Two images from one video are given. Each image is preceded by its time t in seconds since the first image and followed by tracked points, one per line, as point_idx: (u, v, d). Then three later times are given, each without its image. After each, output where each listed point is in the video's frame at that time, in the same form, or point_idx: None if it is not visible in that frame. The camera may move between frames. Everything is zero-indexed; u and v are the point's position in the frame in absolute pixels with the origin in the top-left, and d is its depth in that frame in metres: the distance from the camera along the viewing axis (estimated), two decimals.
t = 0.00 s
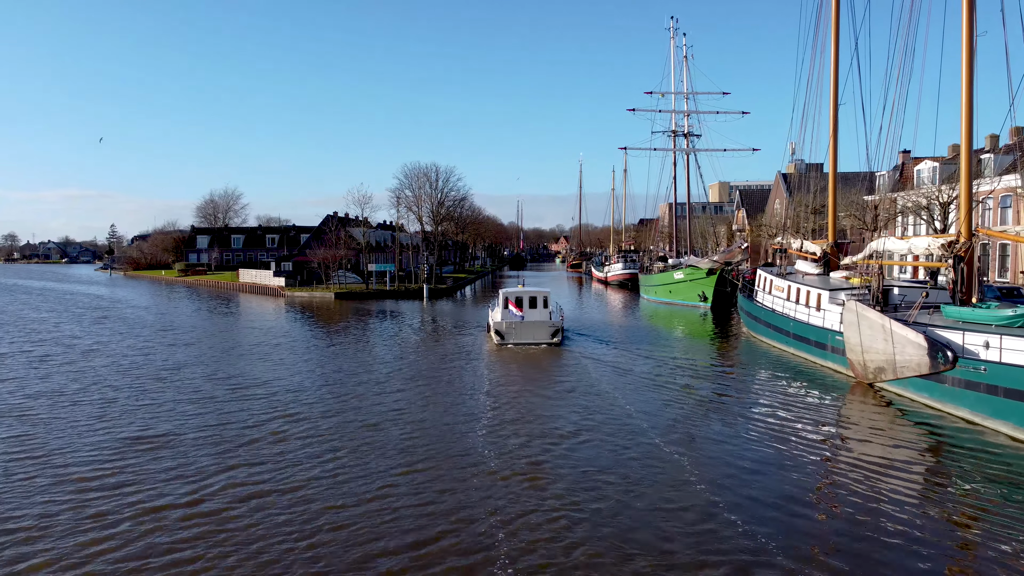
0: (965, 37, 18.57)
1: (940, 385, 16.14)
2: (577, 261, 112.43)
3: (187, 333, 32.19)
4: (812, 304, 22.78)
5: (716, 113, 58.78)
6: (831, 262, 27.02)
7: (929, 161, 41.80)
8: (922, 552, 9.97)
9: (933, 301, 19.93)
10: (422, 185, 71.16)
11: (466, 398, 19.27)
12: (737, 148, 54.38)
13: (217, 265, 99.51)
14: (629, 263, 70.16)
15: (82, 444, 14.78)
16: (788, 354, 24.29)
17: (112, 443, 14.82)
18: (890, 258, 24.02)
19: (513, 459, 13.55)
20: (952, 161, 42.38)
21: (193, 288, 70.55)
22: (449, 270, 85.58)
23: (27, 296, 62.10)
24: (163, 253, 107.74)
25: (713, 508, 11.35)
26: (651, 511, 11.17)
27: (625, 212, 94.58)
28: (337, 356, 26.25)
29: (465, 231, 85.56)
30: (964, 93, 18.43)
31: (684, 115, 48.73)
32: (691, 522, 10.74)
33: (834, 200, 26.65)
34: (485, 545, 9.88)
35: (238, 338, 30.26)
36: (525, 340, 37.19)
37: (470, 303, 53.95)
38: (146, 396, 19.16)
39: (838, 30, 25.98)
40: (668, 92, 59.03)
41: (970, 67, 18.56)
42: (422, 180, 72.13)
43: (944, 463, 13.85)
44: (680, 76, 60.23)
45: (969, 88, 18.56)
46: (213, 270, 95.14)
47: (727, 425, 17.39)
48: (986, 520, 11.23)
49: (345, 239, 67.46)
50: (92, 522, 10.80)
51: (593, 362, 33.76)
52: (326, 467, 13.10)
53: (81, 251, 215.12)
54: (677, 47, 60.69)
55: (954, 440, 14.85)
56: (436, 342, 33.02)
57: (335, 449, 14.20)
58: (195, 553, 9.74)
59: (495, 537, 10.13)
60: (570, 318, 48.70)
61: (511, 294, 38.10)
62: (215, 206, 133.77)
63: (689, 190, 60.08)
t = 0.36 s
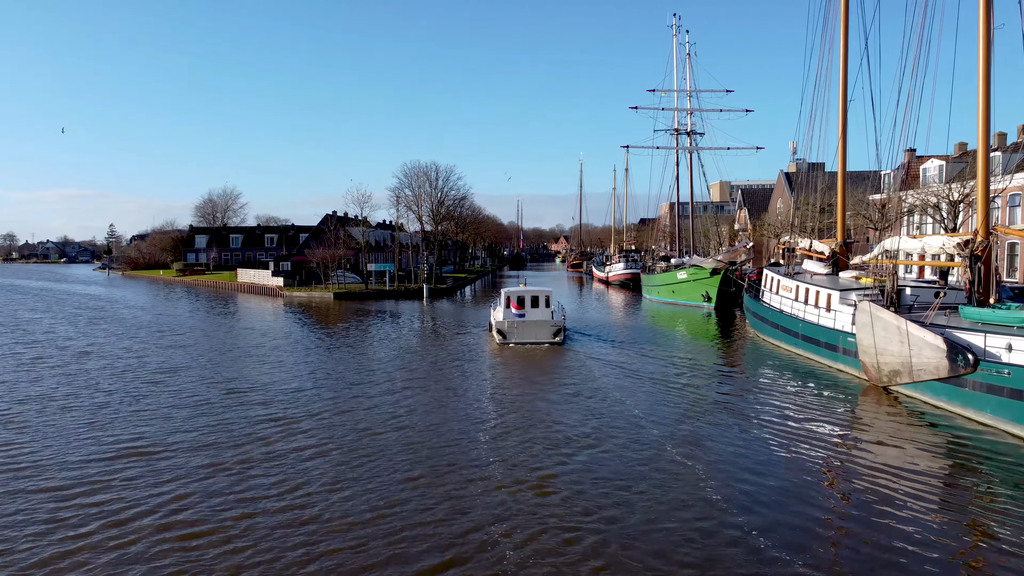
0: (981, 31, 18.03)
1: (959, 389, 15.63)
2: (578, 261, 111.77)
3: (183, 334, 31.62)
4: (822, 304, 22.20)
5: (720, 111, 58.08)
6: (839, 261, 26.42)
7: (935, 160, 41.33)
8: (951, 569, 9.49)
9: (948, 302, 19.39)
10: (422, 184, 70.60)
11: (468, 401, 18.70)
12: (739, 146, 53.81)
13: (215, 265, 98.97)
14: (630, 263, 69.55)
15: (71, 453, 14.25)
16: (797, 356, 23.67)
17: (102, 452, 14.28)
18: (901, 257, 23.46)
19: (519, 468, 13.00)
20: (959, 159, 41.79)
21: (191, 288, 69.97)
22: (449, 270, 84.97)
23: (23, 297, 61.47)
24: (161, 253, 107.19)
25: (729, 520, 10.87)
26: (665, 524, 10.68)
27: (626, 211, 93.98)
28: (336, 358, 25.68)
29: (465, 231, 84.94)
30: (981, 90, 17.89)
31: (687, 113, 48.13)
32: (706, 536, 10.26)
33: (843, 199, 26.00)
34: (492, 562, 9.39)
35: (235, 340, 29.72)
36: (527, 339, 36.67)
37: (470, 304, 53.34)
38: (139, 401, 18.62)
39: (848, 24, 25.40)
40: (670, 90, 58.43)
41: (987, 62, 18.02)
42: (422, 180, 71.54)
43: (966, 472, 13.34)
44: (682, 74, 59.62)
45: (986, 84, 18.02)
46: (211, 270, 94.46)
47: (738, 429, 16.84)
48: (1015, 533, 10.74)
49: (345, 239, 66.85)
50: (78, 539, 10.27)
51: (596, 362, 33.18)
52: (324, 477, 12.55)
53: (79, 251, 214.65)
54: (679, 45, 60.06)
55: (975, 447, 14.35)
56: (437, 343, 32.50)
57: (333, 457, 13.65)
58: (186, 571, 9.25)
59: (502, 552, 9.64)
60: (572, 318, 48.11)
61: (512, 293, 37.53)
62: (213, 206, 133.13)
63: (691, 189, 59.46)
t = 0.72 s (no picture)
0: (1000, 23, 17.49)
1: (982, 393, 15.10)
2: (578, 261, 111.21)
3: (180, 335, 31.09)
4: (833, 305, 21.65)
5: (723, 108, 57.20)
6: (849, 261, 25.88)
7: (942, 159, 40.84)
8: None
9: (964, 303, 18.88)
10: (422, 183, 70.17)
11: (472, 405, 18.12)
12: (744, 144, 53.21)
13: (213, 265, 98.49)
14: (632, 263, 69.05)
15: (61, 461, 13.68)
16: (808, 358, 23.08)
17: (94, 459, 13.72)
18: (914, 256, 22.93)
19: (528, 480, 12.42)
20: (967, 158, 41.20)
21: (190, 288, 69.46)
22: (449, 270, 84.45)
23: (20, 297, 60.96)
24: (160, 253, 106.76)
25: (748, 535, 10.36)
26: (682, 539, 10.16)
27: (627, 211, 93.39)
28: (335, 358, 25.15)
29: (465, 230, 84.44)
30: (1000, 84, 17.34)
31: (690, 111, 47.56)
32: (725, 553, 9.75)
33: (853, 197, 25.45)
34: None
35: (233, 340, 29.20)
36: (529, 338, 36.19)
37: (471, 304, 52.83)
38: (134, 405, 18.04)
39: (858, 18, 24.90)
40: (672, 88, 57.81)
41: (1006, 54, 17.49)
42: (422, 179, 70.99)
43: (992, 481, 12.81)
44: (684, 72, 58.88)
45: (1004, 78, 17.50)
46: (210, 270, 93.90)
47: (753, 435, 16.26)
48: None
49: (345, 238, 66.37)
50: (64, 556, 9.69)
51: (599, 362, 32.68)
52: (324, 489, 12.00)
53: (78, 251, 214.13)
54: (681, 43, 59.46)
55: (1000, 454, 13.82)
56: (439, 344, 32.01)
57: (334, 468, 13.08)
58: None
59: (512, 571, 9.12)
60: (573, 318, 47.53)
61: (514, 292, 37.04)
62: (212, 205, 132.65)
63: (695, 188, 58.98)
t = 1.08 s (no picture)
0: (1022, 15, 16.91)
1: (1007, 400, 14.62)
2: (579, 261, 110.72)
3: (178, 335, 30.58)
4: (846, 307, 21.10)
5: (726, 107, 56.58)
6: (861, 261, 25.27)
7: (949, 158, 40.20)
8: None
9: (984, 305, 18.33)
10: (422, 182, 69.63)
11: (477, 409, 17.57)
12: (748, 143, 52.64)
13: (212, 264, 97.94)
14: (634, 262, 68.52)
15: (53, 469, 13.16)
16: (819, 362, 22.52)
17: (88, 467, 13.22)
18: (928, 256, 22.37)
19: (539, 492, 11.90)
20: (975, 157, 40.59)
21: (190, 288, 69.02)
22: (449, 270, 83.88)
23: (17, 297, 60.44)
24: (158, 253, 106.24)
25: (774, 550, 9.88)
26: (705, 556, 9.68)
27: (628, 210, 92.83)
28: (335, 360, 24.65)
29: (466, 230, 83.88)
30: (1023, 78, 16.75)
31: (694, 109, 47.00)
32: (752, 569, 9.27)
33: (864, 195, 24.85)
34: None
35: (232, 342, 28.71)
36: (533, 338, 35.73)
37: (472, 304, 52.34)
38: (129, 410, 17.53)
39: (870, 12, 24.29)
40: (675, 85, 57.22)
41: None
42: (423, 178, 70.43)
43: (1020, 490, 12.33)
44: (687, 70, 58.29)
45: None
46: (209, 270, 93.43)
47: (768, 441, 15.74)
48: None
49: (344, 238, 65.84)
50: (55, 573, 9.19)
51: (604, 363, 32.16)
52: (326, 500, 11.49)
53: (77, 250, 214.36)
54: (684, 41, 58.84)
55: None
56: (441, 345, 31.51)
57: (337, 477, 12.58)
58: None
59: None
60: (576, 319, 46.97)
61: (518, 291, 36.58)
62: (211, 205, 132.13)
63: (698, 188, 58.33)
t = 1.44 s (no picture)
0: None
1: None
2: (580, 261, 110.08)
3: (175, 338, 30.06)
4: (860, 309, 20.58)
5: (730, 105, 55.98)
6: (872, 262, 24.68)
7: (957, 158, 39.65)
8: None
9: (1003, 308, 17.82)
10: (422, 182, 69.03)
11: (483, 415, 17.07)
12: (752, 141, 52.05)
13: (211, 264, 97.46)
14: (637, 263, 67.97)
15: (45, 479, 12.72)
16: (831, 365, 21.95)
17: (81, 477, 12.76)
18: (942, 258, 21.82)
19: (550, 507, 11.41)
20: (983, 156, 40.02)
21: (188, 289, 68.48)
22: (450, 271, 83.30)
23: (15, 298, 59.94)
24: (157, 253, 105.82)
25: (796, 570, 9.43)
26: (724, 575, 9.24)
27: (630, 210, 92.28)
28: (335, 363, 24.13)
29: (466, 230, 83.31)
30: None
31: (698, 107, 46.42)
32: None
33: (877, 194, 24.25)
34: None
35: (230, 344, 28.18)
36: (536, 339, 35.31)
37: (473, 305, 51.80)
38: (124, 416, 17.04)
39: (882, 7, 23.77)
40: (678, 83, 56.61)
41: None
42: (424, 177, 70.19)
43: None
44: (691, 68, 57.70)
45: None
46: (208, 270, 92.75)
47: (783, 448, 15.24)
48: None
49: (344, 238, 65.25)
50: None
51: (608, 365, 31.66)
52: (328, 515, 11.03)
53: (77, 250, 213.78)
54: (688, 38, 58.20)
55: None
56: (443, 346, 31.02)
57: (339, 488, 12.11)
58: None
59: None
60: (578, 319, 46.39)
61: (521, 292, 36.11)
62: (210, 204, 131.47)
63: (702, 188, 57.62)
